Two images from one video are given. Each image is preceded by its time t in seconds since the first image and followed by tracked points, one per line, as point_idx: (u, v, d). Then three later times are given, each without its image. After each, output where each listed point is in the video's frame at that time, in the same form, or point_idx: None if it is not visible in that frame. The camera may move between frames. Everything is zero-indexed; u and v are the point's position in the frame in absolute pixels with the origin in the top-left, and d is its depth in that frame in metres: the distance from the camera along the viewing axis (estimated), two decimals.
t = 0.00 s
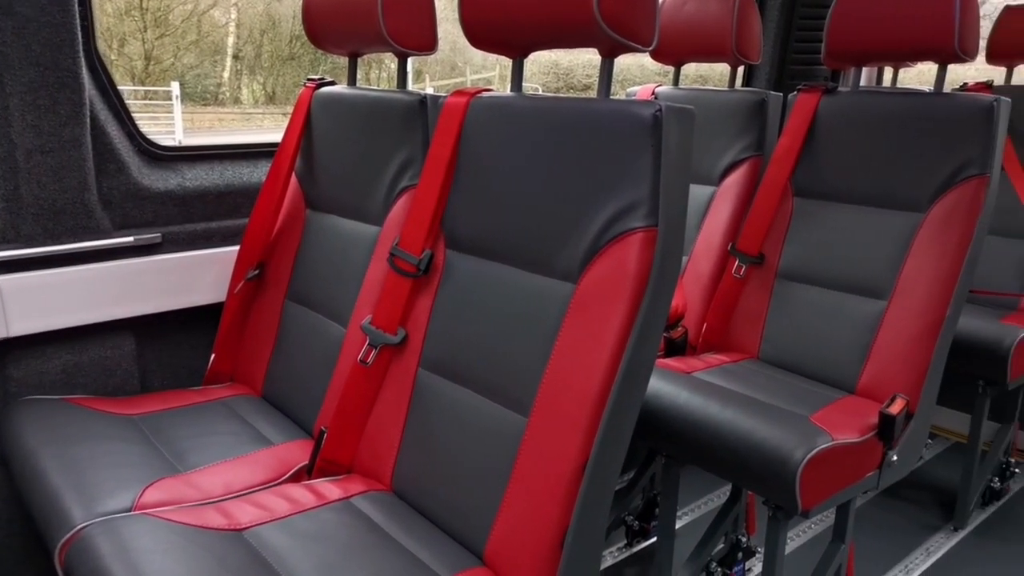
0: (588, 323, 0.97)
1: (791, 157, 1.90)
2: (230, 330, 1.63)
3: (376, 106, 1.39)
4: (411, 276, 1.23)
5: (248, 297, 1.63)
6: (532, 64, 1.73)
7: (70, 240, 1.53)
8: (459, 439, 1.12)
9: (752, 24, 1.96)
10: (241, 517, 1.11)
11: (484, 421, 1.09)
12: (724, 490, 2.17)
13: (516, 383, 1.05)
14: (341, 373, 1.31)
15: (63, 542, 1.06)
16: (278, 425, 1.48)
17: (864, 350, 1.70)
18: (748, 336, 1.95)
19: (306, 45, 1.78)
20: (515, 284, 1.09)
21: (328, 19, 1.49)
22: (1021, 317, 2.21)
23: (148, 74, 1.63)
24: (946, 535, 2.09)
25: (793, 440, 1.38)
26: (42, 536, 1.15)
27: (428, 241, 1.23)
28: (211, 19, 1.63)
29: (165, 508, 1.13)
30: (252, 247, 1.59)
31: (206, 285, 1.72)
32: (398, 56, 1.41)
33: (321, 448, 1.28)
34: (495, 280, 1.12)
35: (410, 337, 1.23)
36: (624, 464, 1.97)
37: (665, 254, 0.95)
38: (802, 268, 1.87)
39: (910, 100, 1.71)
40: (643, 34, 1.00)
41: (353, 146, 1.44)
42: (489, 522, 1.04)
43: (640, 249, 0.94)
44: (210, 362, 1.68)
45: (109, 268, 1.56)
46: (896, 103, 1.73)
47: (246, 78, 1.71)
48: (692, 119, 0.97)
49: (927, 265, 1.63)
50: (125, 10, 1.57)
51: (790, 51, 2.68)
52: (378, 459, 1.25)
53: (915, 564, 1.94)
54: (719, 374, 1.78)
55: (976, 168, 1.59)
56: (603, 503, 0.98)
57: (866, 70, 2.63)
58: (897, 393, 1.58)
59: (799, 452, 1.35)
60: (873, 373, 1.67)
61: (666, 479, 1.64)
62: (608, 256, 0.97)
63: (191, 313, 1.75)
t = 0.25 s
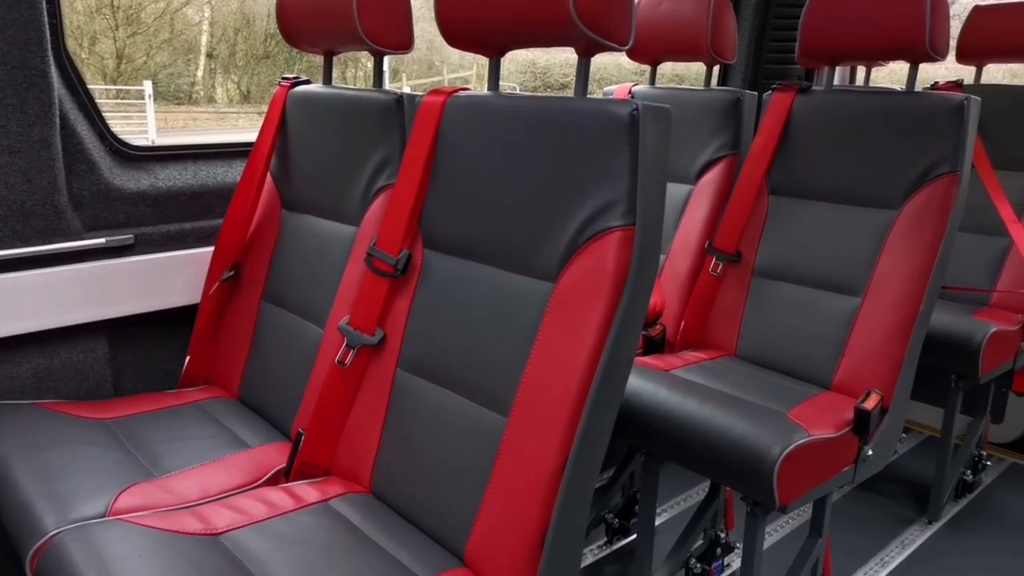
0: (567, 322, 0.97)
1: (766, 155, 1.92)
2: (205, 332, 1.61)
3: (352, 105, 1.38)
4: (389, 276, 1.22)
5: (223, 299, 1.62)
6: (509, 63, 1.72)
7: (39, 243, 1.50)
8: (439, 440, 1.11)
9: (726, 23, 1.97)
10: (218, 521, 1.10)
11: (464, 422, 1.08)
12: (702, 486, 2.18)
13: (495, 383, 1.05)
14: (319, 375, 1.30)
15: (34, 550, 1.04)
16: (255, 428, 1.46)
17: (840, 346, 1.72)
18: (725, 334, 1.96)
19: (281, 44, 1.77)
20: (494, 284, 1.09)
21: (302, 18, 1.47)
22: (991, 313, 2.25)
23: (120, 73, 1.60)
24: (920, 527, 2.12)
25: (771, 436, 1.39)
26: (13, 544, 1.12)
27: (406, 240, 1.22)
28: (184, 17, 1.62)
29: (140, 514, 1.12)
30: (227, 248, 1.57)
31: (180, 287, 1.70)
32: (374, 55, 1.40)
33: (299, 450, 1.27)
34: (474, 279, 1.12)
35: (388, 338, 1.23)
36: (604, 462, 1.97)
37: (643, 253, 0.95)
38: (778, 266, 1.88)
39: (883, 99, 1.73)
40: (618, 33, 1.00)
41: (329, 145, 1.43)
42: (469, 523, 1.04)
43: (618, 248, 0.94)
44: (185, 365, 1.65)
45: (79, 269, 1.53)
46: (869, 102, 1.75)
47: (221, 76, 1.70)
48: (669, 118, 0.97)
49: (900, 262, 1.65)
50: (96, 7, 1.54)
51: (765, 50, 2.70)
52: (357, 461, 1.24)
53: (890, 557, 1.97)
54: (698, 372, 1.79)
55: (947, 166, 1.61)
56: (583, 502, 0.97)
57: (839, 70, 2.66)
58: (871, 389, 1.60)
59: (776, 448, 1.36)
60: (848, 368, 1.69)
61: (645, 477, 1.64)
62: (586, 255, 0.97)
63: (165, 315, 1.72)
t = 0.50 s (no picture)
0: (542, 321, 0.97)
1: (739, 153, 1.93)
2: (176, 335, 1.58)
3: (324, 104, 1.37)
4: (363, 276, 1.21)
5: (194, 300, 1.59)
6: (483, 60, 1.72)
7: (3, 245, 1.47)
8: (415, 440, 1.10)
9: (699, 22, 1.98)
10: (190, 526, 1.08)
11: (439, 422, 1.08)
12: (678, 482, 2.20)
13: (470, 383, 1.04)
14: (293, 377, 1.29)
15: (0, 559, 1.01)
16: (228, 431, 1.44)
17: (813, 342, 1.74)
18: (700, 331, 1.97)
19: (252, 42, 1.75)
20: (469, 283, 1.08)
21: (273, 15, 1.45)
22: (959, 308, 2.30)
23: (87, 71, 1.56)
24: (892, 519, 2.16)
25: (745, 432, 1.40)
26: None
27: (380, 240, 1.21)
28: (152, 15, 1.59)
29: (110, 520, 1.10)
30: (198, 249, 1.55)
31: (150, 289, 1.67)
32: (346, 53, 1.39)
33: (273, 453, 1.25)
34: (449, 279, 1.11)
35: (363, 338, 1.22)
36: (581, 460, 1.98)
37: (618, 251, 0.95)
38: (751, 263, 1.90)
39: (852, 97, 1.75)
40: (591, 32, 1.00)
41: (301, 144, 1.42)
42: (446, 524, 1.03)
43: (593, 247, 0.95)
44: (155, 368, 1.63)
45: (44, 272, 1.49)
46: (839, 101, 1.78)
47: (191, 75, 1.67)
48: (643, 116, 0.97)
49: (870, 258, 1.67)
50: (61, 5, 1.50)
51: (736, 50, 2.72)
52: (332, 463, 1.23)
53: (863, 549, 2.00)
54: (673, 369, 1.80)
55: (915, 164, 1.64)
56: (560, 500, 0.97)
57: (810, 69, 2.69)
58: (843, 384, 1.62)
59: (751, 443, 1.37)
60: (820, 364, 1.71)
61: (622, 474, 1.65)
62: (561, 254, 0.97)
63: (134, 318, 1.69)
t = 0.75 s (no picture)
0: (521, 320, 0.97)
1: (716, 152, 1.94)
2: (150, 337, 1.56)
3: (300, 103, 1.36)
4: (340, 277, 1.20)
5: (169, 302, 1.57)
6: (461, 59, 1.70)
7: None
8: (394, 441, 1.10)
9: (676, 21, 1.99)
10: (166, 531, 1.07)
11: (419, 422, 1.07)
12: (658, 479, 2.21)
13: (450, 383, 1.04)
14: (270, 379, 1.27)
15: None
16: (204, 434, 1.42)
17: (790, 339, 1.75)
18: (678, 329, 1.98)
19: (226, 40, 1.73)
20: (448, 283, 1.08)
21: (246, 13, 1.44)
22: (932, 303, 2.33)
23: (57, 70, 1.53)
24: (868, 513, 2.18)
25: (724, 429, 1.41)
26: None
27: (357, 240, 1.20)
28: (124, 12, 1.56)
29: (84, 526, 1.08)
30: (172, 251, 1.53)
31: (124, 291, 1.65)
32: (321, 51, 1.37)
33: (251, 456, 1.24)
34: (427, 279, 1.11)
35: (341, 339, 1.21)
36: (560, 459, 1.98)
37: (596, 249, 0.95)
38: (729, 261, 1.91)
39: (827, 96, 1.77)
40: (567, 29, 1.00)
41: (276, 144, 1.41)
42: (426, 525, 1.03)
43: (571, 246, 0.95)
44: (130, 371, 1.60)
45: (15, 274, 1.47)
46: (814, 99, 1.79)
47: (164, 74, 1.65)
48: (620, 115, 0.97)
49: (846, 255, 1.69)
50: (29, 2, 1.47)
51: (712, 49, 2.74)
52: (311, 465, 1.22)
53: (840, 543, 2.02)
54: (652, 367, 1.81)
55: (889, 162, 1.66)
56: (540, 500, 0.97)
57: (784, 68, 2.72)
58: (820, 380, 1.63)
59: (729, 440, 1.38)
60: (797, 360, 1.72)
61: (602, 472, 1.65)
62: (540, 253, 0.97)
63: (108, 320, 1.67)
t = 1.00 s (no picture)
0: (496, 319, 0.96)
1: (689, 150, 1.95)
2: (119, 340, 1.53)
3: (271, 101, 1.34)
4: (314, 277, 1.19)
5: (138, 304, 1.55)
6: (436, 58, 1.70)
7: None
8: (370, 443, 1.09)
9: (648, 21, 2.00)
10: (138, 538, 1.05)
11: (394, 423, 1.07)
12: (635, 477, 2.22)
13: (425, 384, 1.03)
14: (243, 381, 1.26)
15: None
16: (176, 439, 1.40)
17: (763, 335, 1.77)
18: (653, 326, 1.99)
19: (196, 38, 1.71)
20: (422, 283, 1.07)
21: (215, 10, 1.42)
22: (901, 299, 2.37)
23: (22, 68, 1.49)
24: (841, 507, 2.21)
25: (699, 425, 1.42)
26: None
27: (331, 240, 1.19)
28: (90, 9, 1.53)
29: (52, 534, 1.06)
30: (141, 252, 1.50)
31: (92, 293, 1.62)
32: (292, 49, 1.36)
33: (224, 460, 1.22)
34: (402, 279, 1.10)
35: (315, 341, 1.19)
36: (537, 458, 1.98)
37: (571, 248, 0.95)
38: (703, 259, 1.93)
39: (798, 95, 1.79)
40: (539, 28, 1.00)
41: (248, 143, 1.39)
42: (403, 527, 1.02)
43: (546, 245, 0.94)
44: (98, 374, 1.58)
45: None
46: (785, 98, 1.81)
47: (133, 73, 1.62)
48: (594, 113, 0.97)
49: (818, 252, 1.71)
50: None
51: (684, 48, 2.76)
52: (285, 468, 1.20)
53: (814, 537, 2.05)
54: (628, 365, 1.81)
55: (859, 159, 1.68)
56: (517, 500, 0.97)
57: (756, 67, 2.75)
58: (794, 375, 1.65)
59: (705, 436, 1.39)
60: (771, 356, 1.74)
61: (579, 470, 1.66)
62: (515, 252, 0.97)
63: (75, 323, 1.64)
